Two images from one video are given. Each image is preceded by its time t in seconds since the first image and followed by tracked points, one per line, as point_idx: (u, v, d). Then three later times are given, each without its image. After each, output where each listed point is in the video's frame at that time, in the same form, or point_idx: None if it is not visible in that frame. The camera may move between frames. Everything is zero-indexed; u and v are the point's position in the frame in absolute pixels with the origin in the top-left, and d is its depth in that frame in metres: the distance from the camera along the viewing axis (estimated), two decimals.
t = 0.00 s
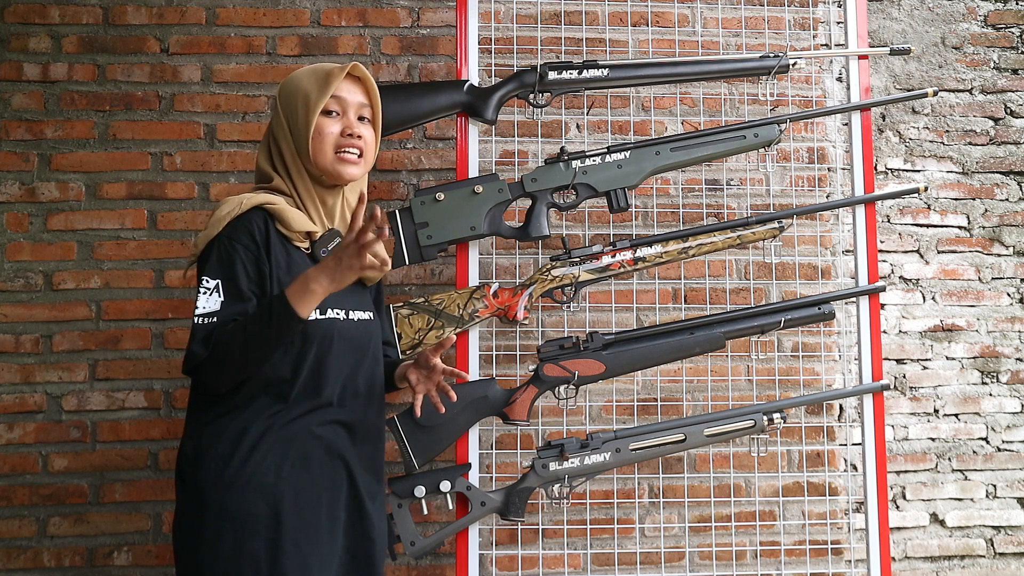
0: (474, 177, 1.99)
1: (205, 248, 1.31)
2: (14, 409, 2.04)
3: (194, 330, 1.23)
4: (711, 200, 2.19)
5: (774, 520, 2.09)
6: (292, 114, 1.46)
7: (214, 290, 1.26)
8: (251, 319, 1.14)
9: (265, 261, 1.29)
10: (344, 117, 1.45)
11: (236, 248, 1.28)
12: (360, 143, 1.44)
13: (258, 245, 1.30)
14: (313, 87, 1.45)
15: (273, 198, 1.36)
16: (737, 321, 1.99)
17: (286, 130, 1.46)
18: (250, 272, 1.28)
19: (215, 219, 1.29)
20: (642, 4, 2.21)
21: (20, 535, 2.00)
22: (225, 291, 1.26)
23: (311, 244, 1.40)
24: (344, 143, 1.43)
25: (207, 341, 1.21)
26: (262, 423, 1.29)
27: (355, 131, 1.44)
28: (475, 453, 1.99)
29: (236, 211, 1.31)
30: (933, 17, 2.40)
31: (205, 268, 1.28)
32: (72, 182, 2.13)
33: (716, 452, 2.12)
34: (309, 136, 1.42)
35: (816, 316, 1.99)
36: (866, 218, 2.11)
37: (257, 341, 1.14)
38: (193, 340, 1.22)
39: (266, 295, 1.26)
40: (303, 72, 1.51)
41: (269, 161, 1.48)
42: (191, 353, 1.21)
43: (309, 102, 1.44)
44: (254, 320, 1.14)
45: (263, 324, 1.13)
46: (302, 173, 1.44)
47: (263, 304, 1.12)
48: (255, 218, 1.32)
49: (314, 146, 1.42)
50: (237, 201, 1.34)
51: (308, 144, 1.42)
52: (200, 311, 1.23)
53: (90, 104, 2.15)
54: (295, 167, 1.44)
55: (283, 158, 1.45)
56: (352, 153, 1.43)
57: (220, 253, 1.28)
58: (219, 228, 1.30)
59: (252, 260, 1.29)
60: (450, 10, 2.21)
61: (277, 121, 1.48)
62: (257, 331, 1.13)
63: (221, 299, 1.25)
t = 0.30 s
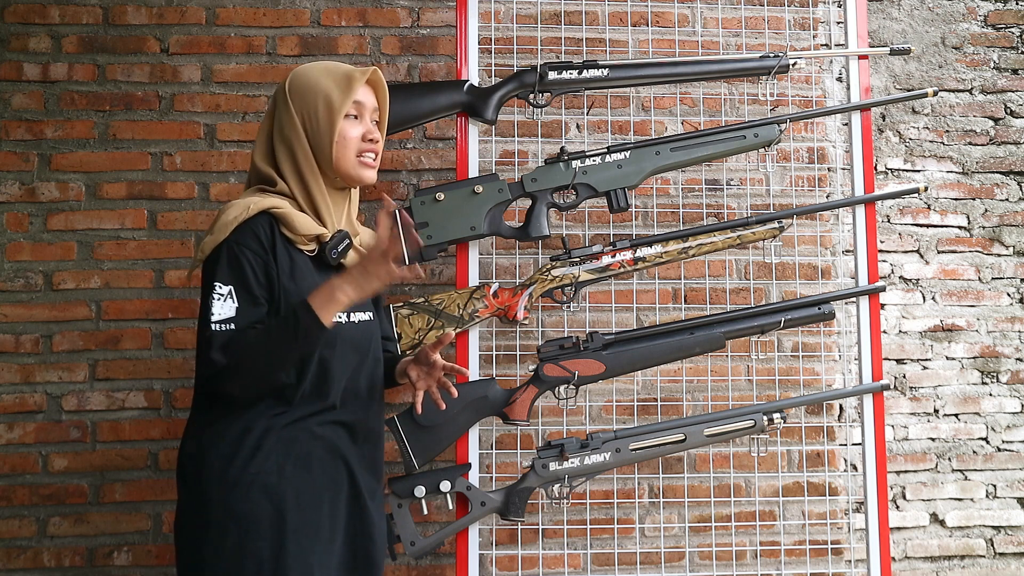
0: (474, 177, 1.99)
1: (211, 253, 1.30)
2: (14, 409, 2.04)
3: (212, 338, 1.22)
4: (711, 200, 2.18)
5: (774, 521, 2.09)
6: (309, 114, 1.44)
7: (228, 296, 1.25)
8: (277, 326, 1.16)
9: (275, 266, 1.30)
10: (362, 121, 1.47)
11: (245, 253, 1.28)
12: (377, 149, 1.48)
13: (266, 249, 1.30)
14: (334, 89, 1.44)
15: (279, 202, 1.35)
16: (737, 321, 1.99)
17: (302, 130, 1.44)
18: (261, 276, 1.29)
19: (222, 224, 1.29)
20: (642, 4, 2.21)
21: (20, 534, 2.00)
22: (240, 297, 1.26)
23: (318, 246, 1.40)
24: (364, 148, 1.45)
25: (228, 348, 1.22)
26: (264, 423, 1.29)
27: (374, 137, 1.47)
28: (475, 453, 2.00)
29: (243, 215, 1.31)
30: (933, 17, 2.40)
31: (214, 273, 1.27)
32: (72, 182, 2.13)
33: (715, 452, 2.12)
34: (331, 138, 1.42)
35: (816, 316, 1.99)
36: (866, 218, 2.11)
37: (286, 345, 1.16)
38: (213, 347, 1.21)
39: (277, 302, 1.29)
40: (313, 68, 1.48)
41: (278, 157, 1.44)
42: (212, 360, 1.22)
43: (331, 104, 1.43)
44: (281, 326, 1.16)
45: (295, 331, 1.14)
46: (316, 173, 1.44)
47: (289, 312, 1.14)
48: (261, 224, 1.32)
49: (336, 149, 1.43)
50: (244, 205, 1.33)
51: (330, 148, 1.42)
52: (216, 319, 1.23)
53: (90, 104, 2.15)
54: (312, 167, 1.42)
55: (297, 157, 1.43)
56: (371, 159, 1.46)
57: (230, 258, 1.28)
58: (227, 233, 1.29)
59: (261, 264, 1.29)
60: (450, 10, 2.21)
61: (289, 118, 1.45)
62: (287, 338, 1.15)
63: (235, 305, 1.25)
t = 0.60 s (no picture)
0: (474, 177, 1.99)
1: (225, 261, 1.27)
2: (14, 409, 2.04)
3: (257, 340, 1.20)
4: (711, 200, 2.18)
5: (774, 521, 2.09)
6: (291, 110, 1.41)
7: (259, 298, 1.23)
8: (324, 323, 1.21)
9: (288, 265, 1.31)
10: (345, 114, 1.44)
11: (262, 253, 1.27)
12: (363, 139, 1.45)
13: (277, 247, 1.30)
14: (314, 83, 1.41)
15: (281, 205, 1.34)
16: (737, 321, 1.99)
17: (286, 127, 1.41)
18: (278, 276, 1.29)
19: (230, 231, 1.27)
20: (642, 5, 2.21)
21: (20, 534, 2.00)
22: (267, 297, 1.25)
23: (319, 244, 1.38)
24: (350, 141, 1.42)
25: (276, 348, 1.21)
26: (271, 425, 1.29)
27: (359, 127, 1.44)
28: (475, 453, 2.00)
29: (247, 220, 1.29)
30: (933, 17, 2.40)
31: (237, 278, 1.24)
32: (72, 182, 2.13)
33: (716, 452, 2.12)
34: (316, 133, 1.39)
35: (816, 316, 1.99)
36: (866, 218, 2.10)
37: (333, 340, 1.21)
38: (262, 350, 1.19)
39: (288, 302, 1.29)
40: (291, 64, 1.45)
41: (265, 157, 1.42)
42: (264, 362, 1.19)
43: (313, 98, 1.40)
44: (327, 322, 1.22)
45: (341, 327, 1.22)
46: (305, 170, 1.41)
47: (330, 311, 1.22)
48: (267, 227, 1.30)
49: (322, 143, 1.40)
50: (249, 209, 1.31)
51: (316, 143, 1.39)
52: (256, 320, 1.21)
53: (90, 104, 2.15)
54: (300, 166, 1.40)
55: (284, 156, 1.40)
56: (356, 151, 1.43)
57: (252, 260, 1.26)
58: (235, 239, 1.27)
59: (276, 265, 1.29)
60: (450, 10, 2.21)
61: (272, 116, 1.42)
62: (334, 333, 1.22)
63: (268, 305, 1.24)
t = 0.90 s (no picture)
0: (474, 177, 1.99)
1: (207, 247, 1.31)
2: (14, 409, 2.04)
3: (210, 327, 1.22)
4: (711, 200, 2.18)
5: (774, 521, 2.09)
6: (267, 124, 1.46)
7: (225, 288, 1.26)
8: (285, 357, 1.25)
9: (275, 270, 1.33)
10: (318, 119, 1.46)
11: (244, 249, 1.30)
12: (338, 143, 1.44)
13: (265, 247, 1.33)
14: (282, 93, 1.44)
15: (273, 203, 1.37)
16: (737, 322, 1.99)
17: (265, 141, 1.46)
18: (257, 277, 1.31)
19: (218, 224, 1.30)
20: (642, 5, 2.21)
21: (20, 534, 2.00)
22: (236, 292, 1.27)
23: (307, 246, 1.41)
24: (321, 147, 1.44)
25: (226, 343, 1.23)
26: (266, 422, 1.31)
27: (331, 133, 1.44)
28: (475, 453, 1.99)
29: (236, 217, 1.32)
30: (933, 17, 2.40)
31: (212, 264, 1.28)
32: (72, 182, 2.13)
33: (715, 452, 2.12)
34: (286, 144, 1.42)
35: (816, 316, 1.99)
36: (867, 218, 2.10)
37: (288, 381, 1.25)
38: (210, 339, 1.22)
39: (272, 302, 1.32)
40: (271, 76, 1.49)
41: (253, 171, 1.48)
42: (210, 350, 1.21)
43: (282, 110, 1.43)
44: (289, 361, 1.25)
45: (297, 372, 1.25)
46: (285, 179, 1.46)
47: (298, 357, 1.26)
48: (259, 222, 1.34)
49: (293, 153, 1.43)
50: (239, 205, 1.34)
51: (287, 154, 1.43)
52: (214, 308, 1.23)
53: (90, 104, 2.15)
54: (280, 176, 1.45)
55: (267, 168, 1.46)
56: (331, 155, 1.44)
57: (230, 250, 1.29)
58: (222, 230, 1.30)
59: (256, 261, 1.31)
60: (450, 10, 2.21)
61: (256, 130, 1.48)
62: (288, 374, 1.25)
63: (232, 298, 1.26)
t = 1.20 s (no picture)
0: (474, 177, 1.99)
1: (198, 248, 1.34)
2: (14, 409, 2.04)
3: (189, 327, 1.25)
4: (711, 200, 2.19)
5: (774, 521, 2.09)
6: (275, 128, 1.48)
7: (209, 289, 1.28)
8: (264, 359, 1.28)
9: (262, 273, 1.34)
10: (326, 130, 1.48)
11: (232, 251, 1.32)
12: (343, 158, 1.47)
13: (254, 250, 1.34)
14: (294, 100, 1.46)
15: (268, 204, 1.39)
16: (737, 321, 1.99)
17: (270, 144, 1.48)
18: (244, 278, 1.33)
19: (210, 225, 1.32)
20: (642, 4, 2.21)
21: (20, 535, 2.00)
22: (221, 293, 1.29)
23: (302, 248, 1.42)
24: (325, 158, 1.46)
25: (204, 343, 1.25)
26: (260, 421, 1.32)
27: (338, 147, 1.46)
28: (475, 453, 1.99)
29: (230, 218, 1.34)
30: (933, 17, 2.40)
31: (199, 264, 1.30)
32: (72, 182, 2.13)
33: (715, 452, 2.12)
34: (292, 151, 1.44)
35: (816, 316, 1.99)
36: (867, 218, 2.10)
37: (266, 386, 1.28)
38: (188, 340, 1.24)
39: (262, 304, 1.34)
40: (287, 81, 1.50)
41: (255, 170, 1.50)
42: (186, 350, 1.24)
43: (291, 118, 1.45)
44: (267, 366, 1.28)
45: (274, 378, 1.28)
46: (286, 184, 1.47)
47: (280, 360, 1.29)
48: (253, 223, 1.36)
49: (298, 161, 1.45)
50: (234, 207, 1.36)
51: (292, 161, 1.45)
52: (195, 308, 1.26)
53: (90, 104, 2.15)
54: (281, 179, 1.47)
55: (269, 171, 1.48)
56: (333, 168, 1.46)
57: (217, 252, 1.31)
58: (213, 230, 1.32)
59: (245, 262, 1.33)
60: (450, 10, 2.21)
61: (263, 132, 1.49)
62: (265, 378, 1.28)
63: (216, 298, 1.28)
